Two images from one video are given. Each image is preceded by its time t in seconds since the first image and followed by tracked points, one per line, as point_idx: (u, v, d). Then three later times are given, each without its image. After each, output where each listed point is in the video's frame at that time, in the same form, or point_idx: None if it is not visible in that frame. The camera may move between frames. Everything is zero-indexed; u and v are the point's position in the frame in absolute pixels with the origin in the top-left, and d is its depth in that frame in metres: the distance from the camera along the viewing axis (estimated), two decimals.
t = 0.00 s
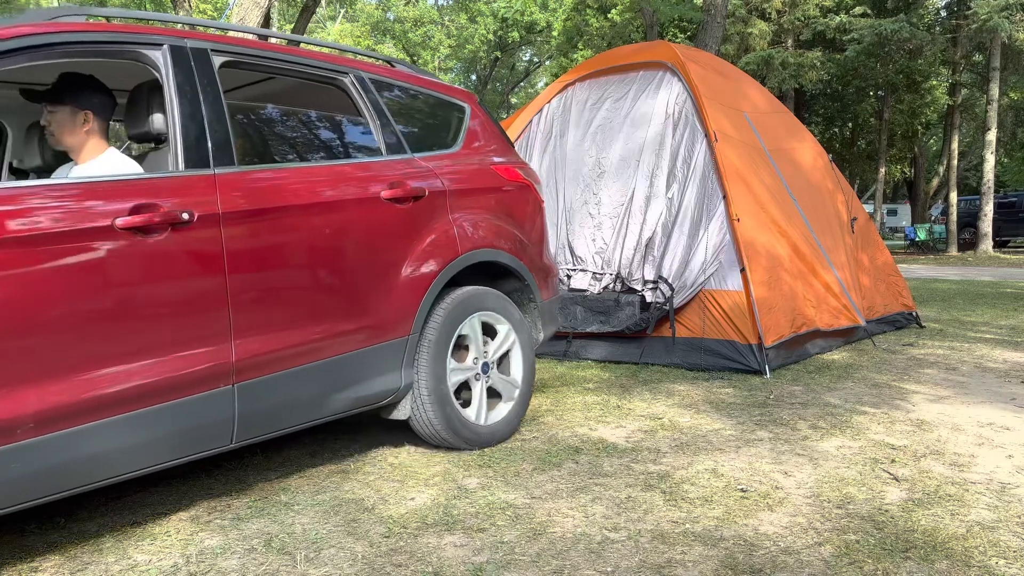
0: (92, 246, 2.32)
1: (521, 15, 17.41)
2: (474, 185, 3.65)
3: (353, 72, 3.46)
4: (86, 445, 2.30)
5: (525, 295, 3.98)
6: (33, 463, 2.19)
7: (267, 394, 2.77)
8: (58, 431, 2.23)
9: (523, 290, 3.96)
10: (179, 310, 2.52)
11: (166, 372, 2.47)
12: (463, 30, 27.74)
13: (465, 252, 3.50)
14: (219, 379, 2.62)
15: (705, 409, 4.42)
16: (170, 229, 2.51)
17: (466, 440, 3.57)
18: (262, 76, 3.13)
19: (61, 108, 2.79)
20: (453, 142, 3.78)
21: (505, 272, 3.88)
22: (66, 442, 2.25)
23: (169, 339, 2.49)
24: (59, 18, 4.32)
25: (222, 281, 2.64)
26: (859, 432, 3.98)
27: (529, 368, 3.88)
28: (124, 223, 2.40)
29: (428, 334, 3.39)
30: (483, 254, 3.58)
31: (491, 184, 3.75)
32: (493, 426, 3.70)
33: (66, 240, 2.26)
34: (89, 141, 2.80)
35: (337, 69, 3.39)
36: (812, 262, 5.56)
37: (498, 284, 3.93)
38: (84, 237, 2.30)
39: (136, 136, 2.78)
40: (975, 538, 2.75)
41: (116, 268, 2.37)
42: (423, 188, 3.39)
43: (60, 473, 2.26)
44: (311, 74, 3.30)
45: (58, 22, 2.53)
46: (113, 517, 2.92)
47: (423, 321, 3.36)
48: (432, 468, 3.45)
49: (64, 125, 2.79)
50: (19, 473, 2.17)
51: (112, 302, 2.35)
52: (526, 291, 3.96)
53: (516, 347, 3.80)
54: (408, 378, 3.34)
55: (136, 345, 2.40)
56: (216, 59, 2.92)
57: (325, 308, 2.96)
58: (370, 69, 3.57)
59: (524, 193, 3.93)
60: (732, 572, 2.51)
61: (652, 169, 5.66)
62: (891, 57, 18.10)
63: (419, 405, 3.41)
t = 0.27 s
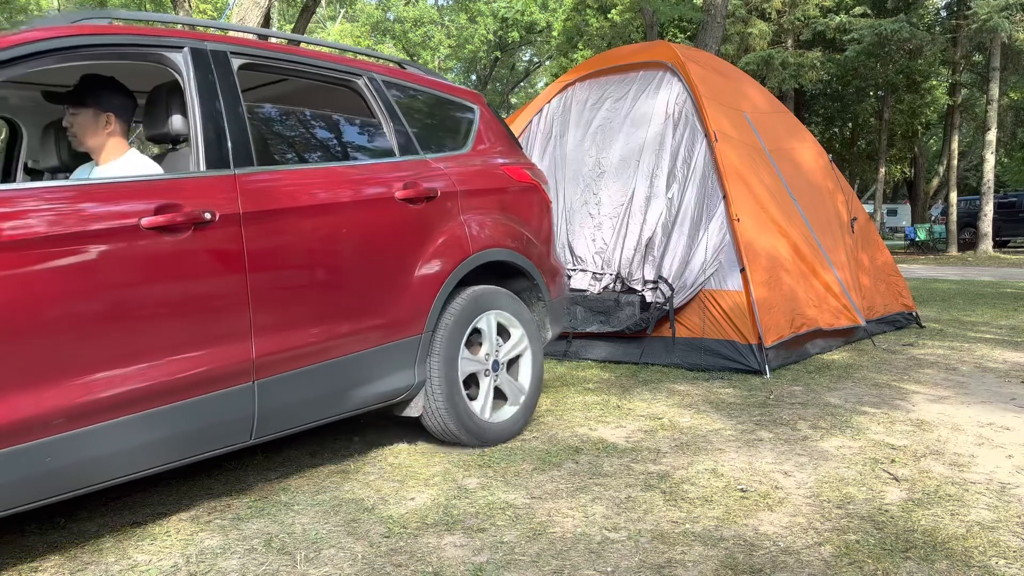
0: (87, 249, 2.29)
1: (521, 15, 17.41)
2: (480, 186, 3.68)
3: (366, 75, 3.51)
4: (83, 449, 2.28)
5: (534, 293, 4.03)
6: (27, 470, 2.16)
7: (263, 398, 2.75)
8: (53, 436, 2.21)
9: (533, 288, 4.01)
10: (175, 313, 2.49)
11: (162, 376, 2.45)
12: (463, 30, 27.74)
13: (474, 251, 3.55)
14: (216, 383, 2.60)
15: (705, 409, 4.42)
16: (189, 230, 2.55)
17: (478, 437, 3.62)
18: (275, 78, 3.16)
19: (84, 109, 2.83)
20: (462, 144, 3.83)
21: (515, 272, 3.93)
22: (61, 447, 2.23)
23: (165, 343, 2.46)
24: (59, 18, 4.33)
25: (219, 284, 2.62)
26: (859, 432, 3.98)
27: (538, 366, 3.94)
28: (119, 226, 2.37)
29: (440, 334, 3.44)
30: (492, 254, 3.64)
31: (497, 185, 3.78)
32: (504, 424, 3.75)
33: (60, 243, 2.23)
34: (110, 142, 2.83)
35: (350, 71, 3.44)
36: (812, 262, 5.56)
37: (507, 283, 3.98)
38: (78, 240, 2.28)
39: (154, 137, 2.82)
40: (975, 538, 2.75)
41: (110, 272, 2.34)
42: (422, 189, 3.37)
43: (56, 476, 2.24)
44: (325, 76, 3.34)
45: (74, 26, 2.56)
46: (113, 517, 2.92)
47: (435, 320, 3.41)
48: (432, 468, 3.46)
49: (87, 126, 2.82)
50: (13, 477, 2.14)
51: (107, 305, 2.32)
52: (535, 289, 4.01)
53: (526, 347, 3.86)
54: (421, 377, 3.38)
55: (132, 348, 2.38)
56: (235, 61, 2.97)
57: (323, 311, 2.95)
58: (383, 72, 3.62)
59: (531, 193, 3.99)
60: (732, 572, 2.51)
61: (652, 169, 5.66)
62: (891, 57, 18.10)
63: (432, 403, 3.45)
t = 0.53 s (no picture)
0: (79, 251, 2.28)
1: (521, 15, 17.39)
2: (485, 186, 3.70)
3: (377, 76, 3.55)
4: (78, 452, 2.27)
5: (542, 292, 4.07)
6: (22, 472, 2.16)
7: (260, 400, 2.74)
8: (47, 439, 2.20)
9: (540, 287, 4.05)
10: (169, 316, 2.48)
11: (157, 379, 2.44)
12: (463, 30, 27.75)
13: (482, 251, 3.59)
14: (211, 386, 2.59)
15: (705, 409, 4.42)
16: (211, 228, 2.62)
17: (487, 433, 3.68)
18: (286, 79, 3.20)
19: (100, 110, 2.89)
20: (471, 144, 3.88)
21: (524, 272, 3.98)
22: (55, 450, 2.22)
23: (159, 346, 2.45)
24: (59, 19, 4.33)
25: (214, 286, 2.60)
26: (859, 432, 3.98)
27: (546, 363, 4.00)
28: (112, 228, 2.36)
29: (450, 332, 3.50)
30: (500, 253, 3.67)
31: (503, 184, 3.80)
32: (513, 419, 3.82)
33: (53, 246, 2.22)
34: (127, 142, 2.90)
35: (361, 73, 3.48)
36: (812, 262, 5.56)
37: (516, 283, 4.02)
38: (72, 242, 2.26)
39: (172, 137, 2.86)
40: (975, 538, 2.75)
41: (103, 275, 2.33)
42: (421, 190, 3.37)
43: (52, 478, 2.24)
44: (335, 77, 3.38)
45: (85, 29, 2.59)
46: (113, 517, 2.93)
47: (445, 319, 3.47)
48: (432, 468, 3.46)
49: (104, 127, 2.88)
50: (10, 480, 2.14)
51: (100, 308, 2.31)
52: (542, 289, 4.05)
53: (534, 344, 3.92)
54: (432, 373, 3.44)
55: (126, 351, 2.37)
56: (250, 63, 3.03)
57: (321, 312, 2.94)
58: (394, 73, 3.66)
59: (540, 195, 4.02)
60: (732, 572, 2.51)
61: (652, 169, 5.66)
62: (891, 57, 18.09)
63: (442, 399, 3.52)
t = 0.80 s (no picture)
0: (73, 254, 2.22)
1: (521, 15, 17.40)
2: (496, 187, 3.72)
3: (393, 78, 3.59)
4: (75, 456, 2.23)
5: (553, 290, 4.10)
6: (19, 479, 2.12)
7: (259, 405, 2.69)
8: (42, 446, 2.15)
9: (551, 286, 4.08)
10: (165, 319, 2.42)
11: (154, 384, 2.39)
12: (463, 30, 27.78)
13: (490, 251, 3.60)
14: (209, 391, 2.54)
15: (705, 409, 4.42)
16: (234, 229, 2.63)
17: (499, 431, 3.72)
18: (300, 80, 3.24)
19: (124, 112, 2.90)
20: (483, 144, 3.94)
21: (534, 270, 4.01)
22: (52, 457, 2.17)
23: (156, 350, 2.40)
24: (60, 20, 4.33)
25: (211, 289, 2.55)
26: (859, 432, 3.98)
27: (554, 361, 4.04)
28: (106, 230, 2.31)
29: (463, 333, 3.50)
30: (511, 253, 3.69)
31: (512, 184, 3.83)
32: (523, 417, 3.86)
33: (45, 248, 2.16)
34: (151, 144, 2.93)
35: (377, 74, 3.52)
36: (812, 262, 5.56)
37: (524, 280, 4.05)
38: (65, 245, 2.21)
39: (191, 139, 2.92)
40: (975, 538, 2.75)
41: (97, 277, 2.27)
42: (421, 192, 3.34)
43: (49, 484, 2.19)
44: (352, 78, 3.43)
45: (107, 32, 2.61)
46: (113, 517, 2.93)
47: (457, 319, 3.48)
48: (432, 468, 3.46)
49: (128, 129, 2.90)
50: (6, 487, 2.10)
51: (93, 312, 2.25)
52: (552, 288, 4.07)
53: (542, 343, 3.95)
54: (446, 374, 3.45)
55: (121, 355, 2.31)
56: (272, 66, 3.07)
57: (322, 313, 2.90)
58: (408, 75, 3.71)
59: (550, 195, 4.06)
60: (732, 572, 2.51)
61: (652, 169, 5.66)
62: (891, 57, 18.10)
63: (456, 399, 3.54)
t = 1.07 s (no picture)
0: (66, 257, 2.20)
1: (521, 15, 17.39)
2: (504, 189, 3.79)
3: (407, 79, 3.69)
4: (73, 460, 2.21)
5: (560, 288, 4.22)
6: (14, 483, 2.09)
7: (256, 407, 2.67)
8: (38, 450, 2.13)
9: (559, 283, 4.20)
10: (159, 322, 2.40)
11: (151, 387, 2.37)
12: (463, 30, 27.80)
13: (494, 253, 3.64)
14: (206, 394, 2.52)
15: (705, 409, 4.42)
16: (262, 227, 2.72)
17: (512, 424, 3.80)
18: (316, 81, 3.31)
19: (149, 112, 3.04)
20: (494, 144, 4.04)
21: (542, 269, 4.12)
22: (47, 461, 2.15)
23: (151, 354, 2.38)
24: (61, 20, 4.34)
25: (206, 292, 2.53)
26: (859, 432, 3.98)
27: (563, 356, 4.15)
28: (99, 232, 2.28)
29: (477, 328, 3.60)
30: (518, 253, 3.78)
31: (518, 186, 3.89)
32: (533, 410, 3.95)
33: (41, 251, 2.14)
34: (174, 144, 3.04)
35: (393, 77, 3.61)
36: (812, 262, 5.56)
37: (532, 278, 4.15)
38: (58, 248, 2.18)
39: (214, 139, 3.01)
40: (975, 538, 2.75)
41: (95, 279, 2.26)
42: (417, 194, 3.33)
43: (46, 486, 2.17)
44: (369, 80, 3.52)
45: (125, 37, 2.66)
46: (113, 517, 2.93)
47: (472, 316, 3.57)
48: (432, 468, 3.46)
49: (152, 129, 3.03)
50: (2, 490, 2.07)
51: (86, 316, 2.23)
52: (560, 285, 4.20)
53: (551, 338, 4.08)
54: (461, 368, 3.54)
55: (116, 359, 2.29)
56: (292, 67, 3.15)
57: (322, 315, 2.89)
58: (420, 76, 3.80)
59: (557, 195, 4.17)
60: (732, 572, 2.51)
61: (652, 169, 5.66)
62: (891, 57, 18.09)
63: (470, 393, 3.64)
